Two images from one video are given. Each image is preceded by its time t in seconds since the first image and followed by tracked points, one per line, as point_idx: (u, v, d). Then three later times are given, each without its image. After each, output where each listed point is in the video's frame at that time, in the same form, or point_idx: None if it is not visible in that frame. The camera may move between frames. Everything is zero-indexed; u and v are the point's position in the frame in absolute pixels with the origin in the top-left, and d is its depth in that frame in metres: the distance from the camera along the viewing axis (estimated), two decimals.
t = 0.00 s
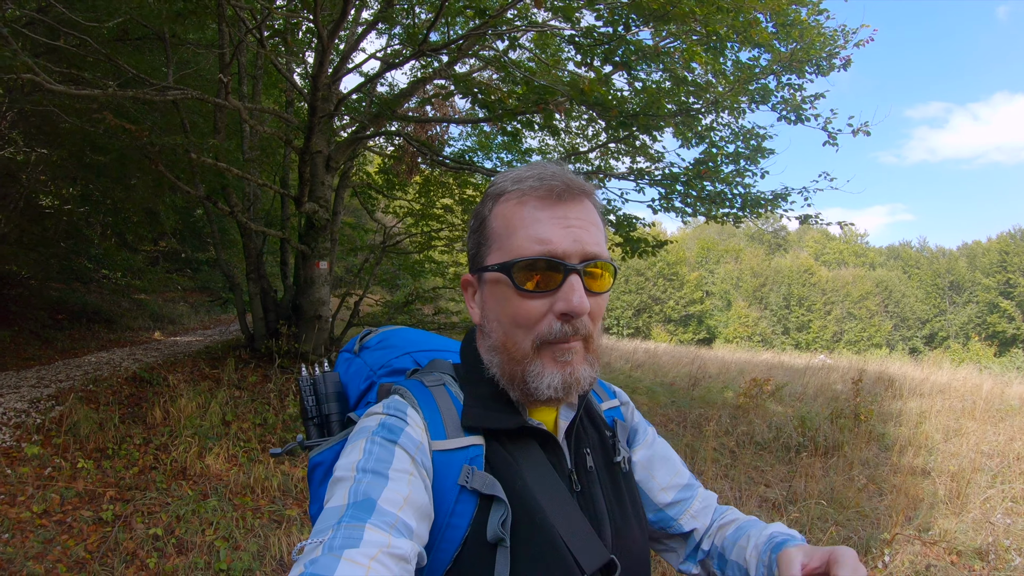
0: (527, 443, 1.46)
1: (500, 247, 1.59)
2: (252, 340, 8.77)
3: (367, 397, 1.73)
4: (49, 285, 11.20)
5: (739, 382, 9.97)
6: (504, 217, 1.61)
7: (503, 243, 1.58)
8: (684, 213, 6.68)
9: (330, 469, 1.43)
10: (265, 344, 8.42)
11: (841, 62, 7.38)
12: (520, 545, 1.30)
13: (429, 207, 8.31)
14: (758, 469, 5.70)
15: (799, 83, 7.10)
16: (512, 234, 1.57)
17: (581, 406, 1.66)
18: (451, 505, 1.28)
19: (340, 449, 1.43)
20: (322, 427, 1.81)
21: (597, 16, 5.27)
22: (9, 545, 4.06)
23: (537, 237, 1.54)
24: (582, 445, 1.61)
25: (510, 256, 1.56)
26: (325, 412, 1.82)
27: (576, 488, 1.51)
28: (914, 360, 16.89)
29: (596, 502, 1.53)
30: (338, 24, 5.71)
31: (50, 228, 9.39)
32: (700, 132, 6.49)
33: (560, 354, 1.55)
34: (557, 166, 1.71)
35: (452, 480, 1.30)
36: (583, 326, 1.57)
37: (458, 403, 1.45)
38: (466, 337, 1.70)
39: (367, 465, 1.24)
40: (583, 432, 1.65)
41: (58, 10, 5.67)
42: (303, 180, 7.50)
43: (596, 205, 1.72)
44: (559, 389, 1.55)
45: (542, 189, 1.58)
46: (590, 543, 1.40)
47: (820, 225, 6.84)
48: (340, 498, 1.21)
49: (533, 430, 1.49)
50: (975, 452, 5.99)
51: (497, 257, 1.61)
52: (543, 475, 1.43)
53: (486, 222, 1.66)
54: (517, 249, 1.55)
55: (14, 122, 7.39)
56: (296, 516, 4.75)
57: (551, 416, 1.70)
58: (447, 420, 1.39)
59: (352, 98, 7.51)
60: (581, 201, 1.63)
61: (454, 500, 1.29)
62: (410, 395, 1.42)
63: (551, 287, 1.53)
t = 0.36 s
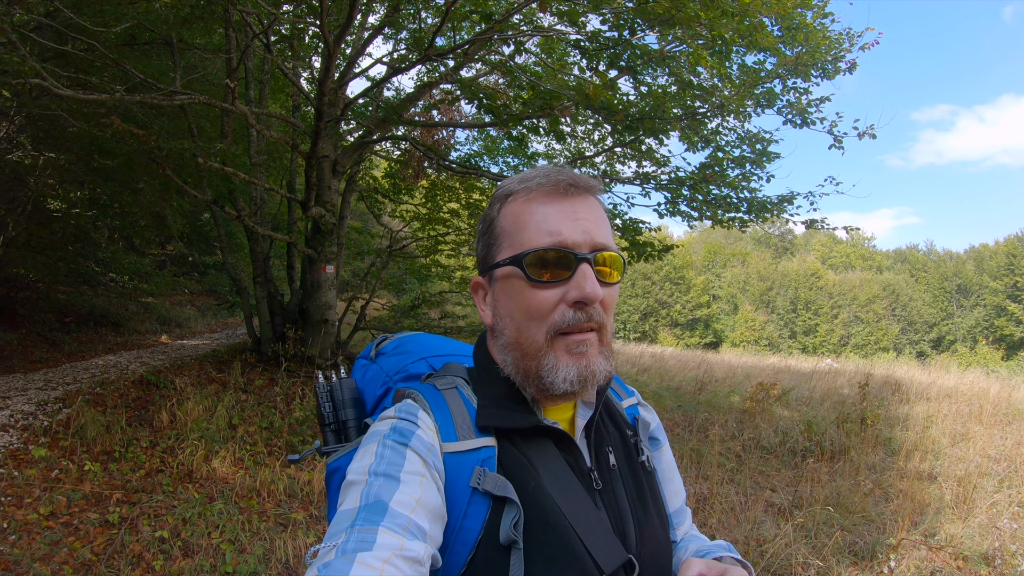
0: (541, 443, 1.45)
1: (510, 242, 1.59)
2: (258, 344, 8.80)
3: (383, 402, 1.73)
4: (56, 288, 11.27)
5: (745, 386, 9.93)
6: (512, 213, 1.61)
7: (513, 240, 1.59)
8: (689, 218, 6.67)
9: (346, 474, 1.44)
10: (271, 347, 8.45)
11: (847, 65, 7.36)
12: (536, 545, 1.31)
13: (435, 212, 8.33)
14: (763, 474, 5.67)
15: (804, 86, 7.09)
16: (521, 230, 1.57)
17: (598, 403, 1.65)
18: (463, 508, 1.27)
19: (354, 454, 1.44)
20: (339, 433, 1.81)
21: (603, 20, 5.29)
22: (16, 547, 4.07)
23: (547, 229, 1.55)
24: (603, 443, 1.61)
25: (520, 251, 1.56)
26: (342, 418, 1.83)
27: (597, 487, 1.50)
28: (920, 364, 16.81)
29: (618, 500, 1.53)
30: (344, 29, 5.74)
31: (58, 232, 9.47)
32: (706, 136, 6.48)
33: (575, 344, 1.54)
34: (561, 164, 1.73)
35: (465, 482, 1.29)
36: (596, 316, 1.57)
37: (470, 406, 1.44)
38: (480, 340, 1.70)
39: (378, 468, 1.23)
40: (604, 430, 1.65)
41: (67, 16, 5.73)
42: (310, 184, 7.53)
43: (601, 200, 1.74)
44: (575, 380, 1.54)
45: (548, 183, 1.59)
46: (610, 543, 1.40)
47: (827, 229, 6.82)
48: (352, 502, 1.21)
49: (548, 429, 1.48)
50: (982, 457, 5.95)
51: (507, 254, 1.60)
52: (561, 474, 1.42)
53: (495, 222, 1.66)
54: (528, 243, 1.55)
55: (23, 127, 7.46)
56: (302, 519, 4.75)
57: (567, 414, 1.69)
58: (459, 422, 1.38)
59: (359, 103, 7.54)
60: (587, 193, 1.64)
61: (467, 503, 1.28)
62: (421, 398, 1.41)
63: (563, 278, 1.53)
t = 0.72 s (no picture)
0: (550, 447, 1.45)
1: (508, 243, 1.62)
2: (260, 345, 8.80)
3: (391, 407, 1.71)
4: (57, 288, 11.27)
5: (745, 389, 9.92)
6: (511, 215, 1.64)
7: (510, 241, 1.61)
8: (691, 221, 6.68)
9: (356, 478, 1.43)
10: (272, 348, 8.45)
11: (849, 70, 7.37)
12: (546, 550, 1.30)
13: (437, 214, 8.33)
14: (764, 477, 5.67)
15: (806, 91, 7.09)
16: (517, 231, 1.59)
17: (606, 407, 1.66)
18: (474, 512, 1.27)
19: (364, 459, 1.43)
20: (347, 437, 1.81)
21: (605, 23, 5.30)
22: (17, 547, 4.06)
23: (540, 229, 1.56)
24: (612, 446, 1.61)
25: (516, 251, 1.58)
26: (350, 422, 1.82)
27: (606, 490, 1.50)
28: (920, 368, 16.80)
29: (627, 502, 1.52)
30: (348, 32, 5.75)
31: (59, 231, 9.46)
32: (708, 140, 6.49)
33: (571, 343, 1.54)
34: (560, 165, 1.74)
35: (475, 487, 1.29)
36: (592, 314, 1.56)
37: (480, 411, 1.44)
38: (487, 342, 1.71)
39: (389, 473, 1.23)
40: (612, 432, 1.65)
41: (71, 16, 5.73)
42: (312, 185, 7.53)
43: (601, 199, 1.73)
44: (572, 380, 1.53)
45: (543, 184, 1.61)
46: (620, 546, 1.39)
47: (828, 234, 6.83)
48: (363, 507, 1.21)
49: (557, 433, 1.49)
50: (982, 461, 5.94)
51: (506, 256, 1.63)
52: (570, 478, 1.42)
53: (496, 226, 1.69)
54: (522, 243, 1.57)
55: (26, 127, 7.47)
56: (304, 520, 4.74)
57: (576, 417, 1.71)
58: (468, 426, 1.37)
59: (361, 105, 7.55)
60: (583, 191, 1.64)
61: (477, 507, 1.27)
62: (431, 403, 1.41)
63: (557, 277, 1.54)
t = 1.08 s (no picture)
0: (542, 456, 1.45)
1: (481, 258, 1.61)
2: (258, 344, 8.78)
3: (384, 412, 1.74)
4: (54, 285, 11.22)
5: (742, 391, 9.94)
6: (482, 228, 1.63)
7: (482, 255, 1.61)
8: (691, 222, 6.69)
9: (352, 486, 1.44)
10: (270, 347, 8.43)
11: (849, 72, 7.38)
12: (542, 561, 1.29)
13: (436, 213, 8.33)
14: (763, 478, 5.67)
15: (807, 93, 7.10)
16: (489, 244, 1.59)
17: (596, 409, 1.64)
18: (470, 524, 1.28)
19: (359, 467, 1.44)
20: (341, 443, 1.79)
21: (609, 24, 5.30)
22: (17, 544, 4.04)
23: (509, 241, 1.55)
24: (604, 449, 1.60)
25: (488, 266, 1.57)
26: (343, 429, 1.80)
27: (598, 494, 1.50)
28: (916, 370, 16.83)
29: (620, 506, 1.52)
30: (350, 30, 5.74)
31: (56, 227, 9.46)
32: (709, 141, 6.50)
33: (549, 357, 1.53)
34: (532, 170, 1.72)
35: (470, 499, 1.29)
36: (567, 325, 1.55)
37: (470, 421, 1.43)
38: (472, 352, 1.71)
39: (384, 484, 1.24)
40: (604, 435, 1.64)
41: (71, 12, 5.71)
42: (312, 184, 7.51)
43: (575, 202, 1.70)
44: (552, 394, 1.52)
45: (510, 194, 1.59)
46: (614, 551, 1.39)
47: (827, 235, 6.84)
48: (360, 516, 1.22)
49: (547, 443, 1.48)
50: (979, 463, 5.96)
51: (480, 270, 1.63)
52: (562, 486, 1.42)
53: (470, 239, 1.69)
54: (493, 257, 1.56)
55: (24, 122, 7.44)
56: (304, 519, 4.73)
57: (567, 422, 1.70)
58: (459, 439, 1.36)
59: (361, 104, 7.54)
60: (553, 198, 1.62)
61: (473, 519, 1.28)
62: (420, 416, 1.40)
63: (529, 290, 1.53)
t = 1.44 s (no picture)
0: (543, 436, 1.45)
1: (482, 241, 1.61)
2: (254, 342, 8.76)
3: (383, 388, 1.73)
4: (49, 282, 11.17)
5: (738, 392, 9.96)
6: (482, 209, 1.63)
7: (484, 237, 1.60)
8: (689, 222, 6.70)
9: (352, 464, 1.44)
10: (266, 345, 8.41)
11: (846, 74, 7.41)
12: (544, 540, 1.30)
13: (433, 213, 8.33)
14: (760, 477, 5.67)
15: (804, 94, 7.12)
16: (489, 226, 1.58)
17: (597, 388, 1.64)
18: (471, 506, 1.28)
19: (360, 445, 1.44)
20: (340, 421, 1.78)
21: (608, 25, 5.31)
22: (12, 538, 4.02)
23: (510, 224, 1.54)
24: (604, 427, 1.59)
25: (489, 249, 1.57)
26: (343, 406, 1.79)
27: (598, 474, 1.50)
28: (911, 373, 16.88)
29: (620, 485, 1.52)
30: (349, 27, 5.73)
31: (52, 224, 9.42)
32: (706, 141, 6.52)
33: (552, 342, 1.52)
34: (533, 149, 1.70)
35: (471, 480, 1.29)
36: (570, 311, 1.54)
37: (471, 400, 1.43)
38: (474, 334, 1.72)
39: (384, 465, 1.23)
40: (604, 414, 1.63)
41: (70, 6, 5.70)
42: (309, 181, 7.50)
43: (576, 182, 1.68)
44: (554, 379, 1.52)
45: (510, 175, 1.58)
46: (614, 530, 1.40)
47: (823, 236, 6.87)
48: (358, 496, 1.20)
49: (549, 422, 1.48)
50: (975, 462, 5.98)
51: (481, 252, 1.62)
52: (563, 465, 1.43)
53: (471, 220, 1.68)
54: (494, 240, 1.56)
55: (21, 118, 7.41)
56: (301, 515, 4.71)
57: (567, 402, 1.70)
58: (461, 420, 1.37)
59: (358, 102, 7.54)
60: (553, 179, 1.60)
61: (474, 500, 1.28)
62: (422, 396, 1.40)
63: (531, 274, 1.52)
